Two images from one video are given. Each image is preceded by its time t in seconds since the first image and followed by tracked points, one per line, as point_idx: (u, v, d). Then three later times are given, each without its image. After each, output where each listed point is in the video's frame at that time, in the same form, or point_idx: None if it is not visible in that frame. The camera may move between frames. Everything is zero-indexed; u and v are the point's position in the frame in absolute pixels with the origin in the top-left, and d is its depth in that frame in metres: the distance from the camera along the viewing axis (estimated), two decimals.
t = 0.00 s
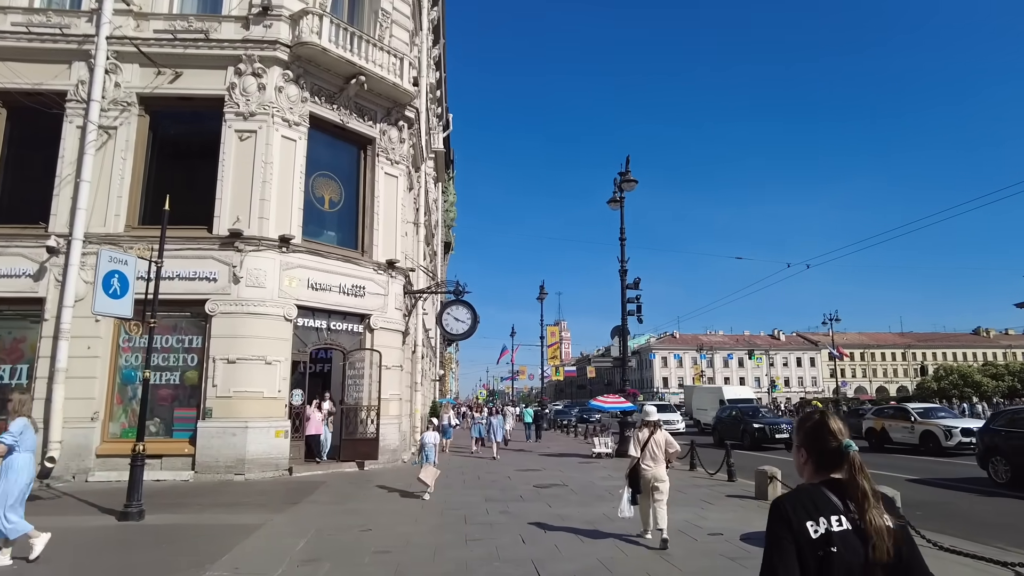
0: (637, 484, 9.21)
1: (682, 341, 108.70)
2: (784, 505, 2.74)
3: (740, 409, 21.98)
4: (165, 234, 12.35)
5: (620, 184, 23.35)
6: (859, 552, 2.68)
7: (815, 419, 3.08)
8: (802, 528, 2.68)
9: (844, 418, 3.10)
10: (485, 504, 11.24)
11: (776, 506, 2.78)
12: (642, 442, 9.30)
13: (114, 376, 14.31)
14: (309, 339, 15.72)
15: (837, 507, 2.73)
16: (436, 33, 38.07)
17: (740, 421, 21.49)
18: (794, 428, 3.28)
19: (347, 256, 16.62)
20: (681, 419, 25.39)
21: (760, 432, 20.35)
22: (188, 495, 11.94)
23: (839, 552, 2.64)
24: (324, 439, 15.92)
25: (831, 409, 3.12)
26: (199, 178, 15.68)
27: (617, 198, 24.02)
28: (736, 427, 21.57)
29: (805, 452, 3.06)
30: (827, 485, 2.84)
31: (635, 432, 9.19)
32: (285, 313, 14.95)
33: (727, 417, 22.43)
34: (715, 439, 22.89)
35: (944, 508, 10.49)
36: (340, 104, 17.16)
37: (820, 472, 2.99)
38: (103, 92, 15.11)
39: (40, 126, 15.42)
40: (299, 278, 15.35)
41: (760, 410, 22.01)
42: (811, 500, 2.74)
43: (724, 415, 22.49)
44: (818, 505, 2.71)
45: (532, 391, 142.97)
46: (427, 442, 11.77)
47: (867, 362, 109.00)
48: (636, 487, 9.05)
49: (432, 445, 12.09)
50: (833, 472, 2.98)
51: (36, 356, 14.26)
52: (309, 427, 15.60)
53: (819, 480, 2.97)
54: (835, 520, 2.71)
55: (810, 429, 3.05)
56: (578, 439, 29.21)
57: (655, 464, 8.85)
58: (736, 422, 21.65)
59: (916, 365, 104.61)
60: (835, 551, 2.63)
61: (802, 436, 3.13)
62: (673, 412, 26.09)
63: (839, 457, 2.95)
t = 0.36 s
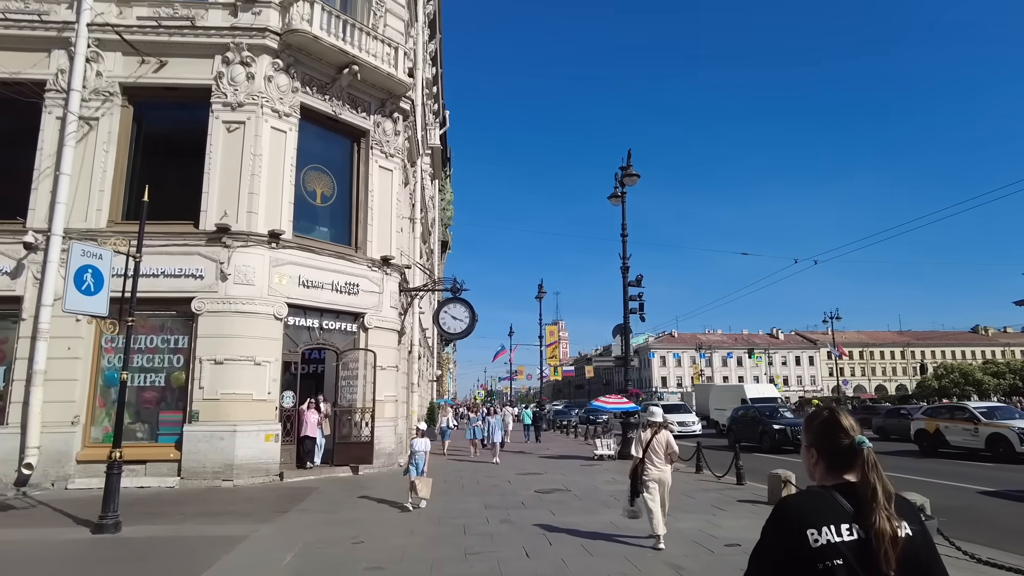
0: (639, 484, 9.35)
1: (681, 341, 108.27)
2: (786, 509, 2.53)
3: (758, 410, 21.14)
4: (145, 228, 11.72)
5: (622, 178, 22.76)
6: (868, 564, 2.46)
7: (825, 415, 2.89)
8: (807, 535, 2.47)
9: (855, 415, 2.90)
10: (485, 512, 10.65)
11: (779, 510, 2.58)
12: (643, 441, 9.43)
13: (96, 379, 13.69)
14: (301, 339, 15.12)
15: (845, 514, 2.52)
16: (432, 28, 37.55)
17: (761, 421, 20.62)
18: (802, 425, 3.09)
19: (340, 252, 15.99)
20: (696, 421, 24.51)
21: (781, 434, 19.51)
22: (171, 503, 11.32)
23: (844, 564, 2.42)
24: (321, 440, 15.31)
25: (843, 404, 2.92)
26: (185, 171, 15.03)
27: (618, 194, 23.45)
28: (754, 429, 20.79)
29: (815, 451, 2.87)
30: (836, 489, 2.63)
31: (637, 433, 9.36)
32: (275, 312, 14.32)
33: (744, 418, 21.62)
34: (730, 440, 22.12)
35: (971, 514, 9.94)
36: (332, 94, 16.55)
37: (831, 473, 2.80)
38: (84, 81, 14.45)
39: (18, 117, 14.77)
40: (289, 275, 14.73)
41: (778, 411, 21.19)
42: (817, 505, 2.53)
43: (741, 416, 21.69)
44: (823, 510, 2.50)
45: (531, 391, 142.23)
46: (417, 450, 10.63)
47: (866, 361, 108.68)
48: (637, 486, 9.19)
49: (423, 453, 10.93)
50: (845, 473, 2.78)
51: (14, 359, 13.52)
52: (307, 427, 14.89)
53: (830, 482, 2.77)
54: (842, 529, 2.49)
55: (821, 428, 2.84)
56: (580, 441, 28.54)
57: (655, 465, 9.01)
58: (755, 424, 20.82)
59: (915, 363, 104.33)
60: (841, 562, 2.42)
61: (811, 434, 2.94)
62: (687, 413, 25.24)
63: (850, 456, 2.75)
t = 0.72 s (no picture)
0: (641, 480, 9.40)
1: (670, 341, 108.14)
2: (815, 516, 2.39)
3: (771, 411, 20.18)
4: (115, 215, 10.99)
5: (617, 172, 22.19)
6: None
7: (860, 423, 2.74)
8: (837, 545, 2.31)
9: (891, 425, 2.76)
10: (478, 518, 10.05)
11: (808, 517, 2.44)
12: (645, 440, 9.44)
13: (65, 376, 12.94)
14: (284, 335, 14.48)
15: (878, 527, 2.37)
16: (422, 21, 36.94)
17: (775, 423, 19.67)
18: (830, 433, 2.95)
19: (326, 245, 15.31)
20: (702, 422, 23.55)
21: (795, 436, 18.57)
22: (142, 508, 10.63)
23: None
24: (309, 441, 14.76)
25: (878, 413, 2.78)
26: (162, 158, 14.28)
27: (612, 188, 22.90)
28: (764, 431, 19.89)
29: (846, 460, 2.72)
30: (869, 499, 2.51)
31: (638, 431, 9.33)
32: (257, 307, 13.64)
33: (756, 419, 20.74)
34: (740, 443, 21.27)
35: (988, 520, 9.50)
36: (319, 81, 15.88)
37: (861, 484, 2.66)
38: (54, 62, 13.66)
39: None
40: (272, 268, 14.04)
41: (792, 412, 20.19)
42: (848, 514, 2.39)
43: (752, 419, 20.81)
44: (856, 521, 2.35)
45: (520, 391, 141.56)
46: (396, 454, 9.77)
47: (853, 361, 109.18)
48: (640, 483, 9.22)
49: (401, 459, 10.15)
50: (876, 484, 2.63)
51: None
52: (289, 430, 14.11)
53: (860, 491, 2.66)
54: (874, 541, 2.35)
55: (854, 433, 2.73)
56: (572, 442, 27.91)
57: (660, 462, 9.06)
58: (765, 427, 19.93)
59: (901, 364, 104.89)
60: None
61: (841, 442, 2.79)
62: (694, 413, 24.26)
63: (884, 467, 2.61)
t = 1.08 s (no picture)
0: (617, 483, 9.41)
1: (643, 343, 108.46)
2: (809, 520, 2.37)
3: (766, 413, 18.83)
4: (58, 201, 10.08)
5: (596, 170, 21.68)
6: None
7: (837, 424, 2.70)
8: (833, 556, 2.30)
9: (868, 425, 2.72)
10: (452, 527, 9.44)
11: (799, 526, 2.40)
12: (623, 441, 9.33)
13: (6, 375, 11.96)
14: (248, 332, 13.70)
15: (871, 526, 2.38)
16: (397, 15, 36.19)
17: (772, 426, 18.32)
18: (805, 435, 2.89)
19: (292, 238, 14.56)
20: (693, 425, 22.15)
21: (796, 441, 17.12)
22: (87, 518, 9.80)
23: None
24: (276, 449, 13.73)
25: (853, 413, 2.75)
26: (116, 143, 13.35)
27: (590, 186, 22.43)
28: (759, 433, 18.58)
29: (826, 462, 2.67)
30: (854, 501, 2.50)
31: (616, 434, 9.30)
32: (218, 302, 12.85)
33: (751, 422, 19.38)
34: (732, 446, 20.01)
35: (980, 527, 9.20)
36: (287, 66, 15.10)
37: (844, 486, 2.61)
38: None
39: None
40: (233, 260, 13.25)
41: (790, 413, 18.86)
42: (842, 515, 2.38)
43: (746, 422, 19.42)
44: (850, 522, 2.35)
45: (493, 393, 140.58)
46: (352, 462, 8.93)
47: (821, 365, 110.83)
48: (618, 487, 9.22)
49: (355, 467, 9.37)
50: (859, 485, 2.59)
51: None
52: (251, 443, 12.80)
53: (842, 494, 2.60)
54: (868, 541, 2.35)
55: (831, 435, 2.65)
56: (546, 444, 27.29)
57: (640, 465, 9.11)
58: (759, 429, 18.66)
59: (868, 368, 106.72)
60: None
61: (819, 444, 2.72)
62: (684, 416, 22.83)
63: (866, 467, 2.58)
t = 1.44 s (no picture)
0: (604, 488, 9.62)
1: (623, 346, 108.22)
2: (801, 535, 2.26)
3: (778, 418, 17.64)
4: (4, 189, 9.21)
5: (581, 167, 21.10)
6: None
7: (831, 424, 2.61)
8: (825, 565, 2.20)
9: (864, 427, 2.63)
10: (435, 540, 8.82)
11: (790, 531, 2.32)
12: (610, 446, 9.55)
13: None
14: (217, 331, 12.94)
15: (864, 543, 2.30)
16: (377, 9, 35.32)
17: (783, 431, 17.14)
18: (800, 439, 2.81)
19: (265, 233, 13.82)
20: (693, 430, 21.28)
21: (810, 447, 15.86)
22: (38, 533, 9.00)
23: None
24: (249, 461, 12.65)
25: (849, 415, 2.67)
26: (73, 129, 12.30)
27: (574, 184, 21.89)
28: (771, 440, 17.35)
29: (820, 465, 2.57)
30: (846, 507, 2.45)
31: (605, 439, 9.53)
32: (184, 300, 12.05)
33: (759, 427, 18.17)
34: (738, 454, 18.82)
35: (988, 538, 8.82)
36: (261, 53, 14.36)
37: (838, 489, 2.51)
38: None
39: None
40: (201, 255, 12.46)
41: (801, 416, 17.72)
42: (832, 531, 2.28)
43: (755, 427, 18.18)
44: (844, 540, 2.25)
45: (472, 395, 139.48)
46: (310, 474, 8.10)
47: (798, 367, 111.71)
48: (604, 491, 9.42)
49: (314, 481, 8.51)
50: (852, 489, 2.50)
51: None
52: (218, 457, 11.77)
53: (838, 502, 2.51)
54: (863, 559, 2.26)
55: (829, 440, 2.55)
56: (528, 449, 26.61)
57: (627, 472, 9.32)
58: (769, 435, 17.48)
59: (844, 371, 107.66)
60: None
61: (813, 448, 2.63)
62: (683, 420, 21.88)
63: (860, 469, 2.49)
